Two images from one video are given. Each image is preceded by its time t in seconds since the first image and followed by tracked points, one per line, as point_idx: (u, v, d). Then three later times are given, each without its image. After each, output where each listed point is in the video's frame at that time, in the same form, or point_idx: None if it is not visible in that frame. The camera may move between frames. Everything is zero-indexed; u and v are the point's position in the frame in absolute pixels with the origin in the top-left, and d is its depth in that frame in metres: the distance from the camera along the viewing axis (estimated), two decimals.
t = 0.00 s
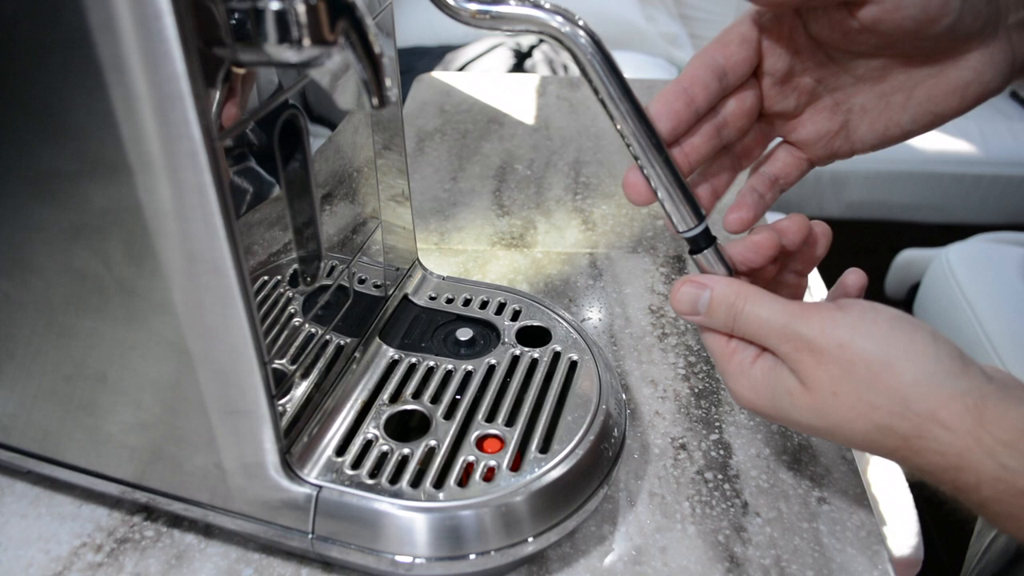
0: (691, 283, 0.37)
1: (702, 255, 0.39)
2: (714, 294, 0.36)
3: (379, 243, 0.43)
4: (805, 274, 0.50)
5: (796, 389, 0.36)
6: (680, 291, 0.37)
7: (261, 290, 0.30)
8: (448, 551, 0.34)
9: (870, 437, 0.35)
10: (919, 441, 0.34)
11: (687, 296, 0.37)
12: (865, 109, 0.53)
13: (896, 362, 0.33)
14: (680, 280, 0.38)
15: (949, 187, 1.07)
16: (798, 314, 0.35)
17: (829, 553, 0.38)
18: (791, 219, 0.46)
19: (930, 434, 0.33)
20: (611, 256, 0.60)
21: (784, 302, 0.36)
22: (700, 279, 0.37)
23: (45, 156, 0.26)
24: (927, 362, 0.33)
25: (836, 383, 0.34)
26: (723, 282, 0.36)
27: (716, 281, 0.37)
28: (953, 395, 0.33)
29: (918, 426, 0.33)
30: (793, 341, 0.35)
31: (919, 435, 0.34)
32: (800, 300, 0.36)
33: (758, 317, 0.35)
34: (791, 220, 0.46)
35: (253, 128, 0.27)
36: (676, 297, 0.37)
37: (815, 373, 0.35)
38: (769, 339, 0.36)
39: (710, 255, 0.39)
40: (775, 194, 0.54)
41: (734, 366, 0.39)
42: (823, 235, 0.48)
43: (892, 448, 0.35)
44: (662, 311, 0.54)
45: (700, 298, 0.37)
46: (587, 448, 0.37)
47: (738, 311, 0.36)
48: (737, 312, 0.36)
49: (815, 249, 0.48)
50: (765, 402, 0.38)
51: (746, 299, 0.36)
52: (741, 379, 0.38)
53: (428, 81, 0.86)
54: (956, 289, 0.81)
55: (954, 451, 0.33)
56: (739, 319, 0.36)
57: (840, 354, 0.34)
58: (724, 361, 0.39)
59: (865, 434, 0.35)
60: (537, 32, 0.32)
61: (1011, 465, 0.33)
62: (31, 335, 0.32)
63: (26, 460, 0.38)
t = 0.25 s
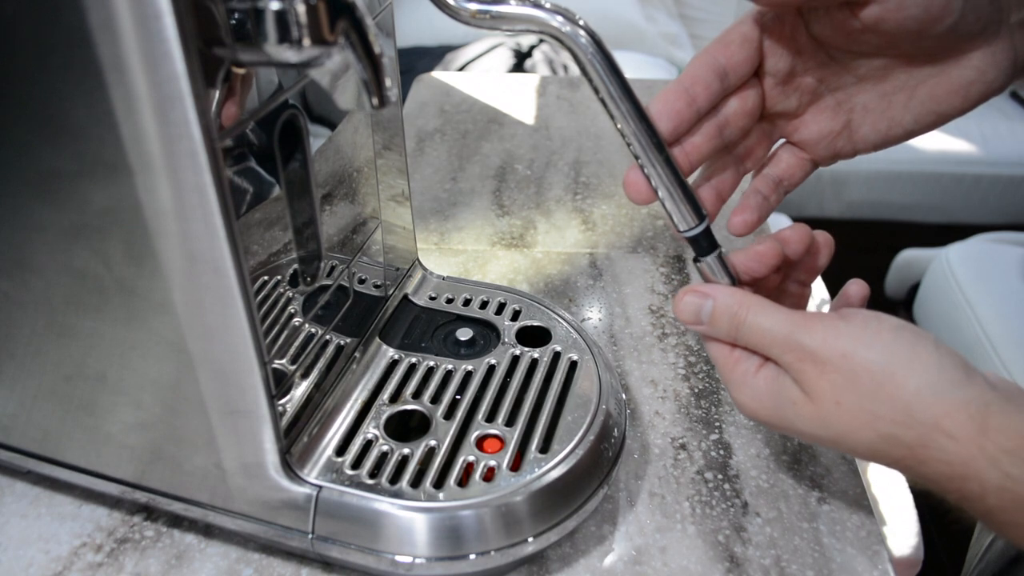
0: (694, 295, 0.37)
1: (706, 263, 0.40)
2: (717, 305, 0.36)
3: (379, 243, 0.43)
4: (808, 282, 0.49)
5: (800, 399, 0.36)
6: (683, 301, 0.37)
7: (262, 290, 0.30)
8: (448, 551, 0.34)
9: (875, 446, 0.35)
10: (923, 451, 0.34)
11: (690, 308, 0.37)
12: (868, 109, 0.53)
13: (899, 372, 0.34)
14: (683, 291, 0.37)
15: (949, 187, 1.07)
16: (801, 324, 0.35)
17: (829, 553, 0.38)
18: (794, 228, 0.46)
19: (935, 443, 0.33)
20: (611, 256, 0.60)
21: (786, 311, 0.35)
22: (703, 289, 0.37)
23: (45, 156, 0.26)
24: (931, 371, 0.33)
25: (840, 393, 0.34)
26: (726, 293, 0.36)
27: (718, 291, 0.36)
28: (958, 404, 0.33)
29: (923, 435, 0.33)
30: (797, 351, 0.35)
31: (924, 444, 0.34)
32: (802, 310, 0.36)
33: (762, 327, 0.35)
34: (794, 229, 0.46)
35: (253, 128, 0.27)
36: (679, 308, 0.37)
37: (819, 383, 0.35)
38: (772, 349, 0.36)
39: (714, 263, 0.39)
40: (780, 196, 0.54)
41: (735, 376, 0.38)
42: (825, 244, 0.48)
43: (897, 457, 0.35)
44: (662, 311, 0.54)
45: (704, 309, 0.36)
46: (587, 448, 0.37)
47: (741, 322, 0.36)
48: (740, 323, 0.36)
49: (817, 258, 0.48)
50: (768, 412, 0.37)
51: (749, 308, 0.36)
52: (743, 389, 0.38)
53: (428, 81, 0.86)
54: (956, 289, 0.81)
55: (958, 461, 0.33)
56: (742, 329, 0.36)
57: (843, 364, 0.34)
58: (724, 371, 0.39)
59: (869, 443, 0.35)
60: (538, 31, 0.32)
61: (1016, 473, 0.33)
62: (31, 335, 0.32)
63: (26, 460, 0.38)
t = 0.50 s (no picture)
0: (697, 310, 0.37)
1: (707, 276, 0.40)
2: (720, 320, 0.36)
3: (379, 243, 0.43)
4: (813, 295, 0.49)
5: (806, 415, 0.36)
6: (687, 316, 0.37)
7: (261, 290, 0.30)
8: (448, 551, 0.34)
9: (880, 463, 0.35)
10: (929, 467, 0.34)
11: (693, 323, 0.37)
12: (868, 109, 0.53)
13: (904, 389, 0.33)
14: (687, 305, 0.38)
15: (949, 188, 1.07)
16: (804, 340, 0.35)
17: (829, 553, 0.38)
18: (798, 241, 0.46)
19: (940, 459, 0.33)
20: (611, 256, 0.60)
21: (790, 327, 0.36)
22: (706, 304, 0.37)
23: (45, 156, 0.26)
24: (938, 389, 0.33)
25: (845, 409, 0.34)
26: (730, 308, 0.36)
27: (722, 307, 0.37)
28: (965, 422, 0.33)
29: (928, 452, 0.33)
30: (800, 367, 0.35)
31: (930, 461, 0.34)
32: (807, 326, 0.36)
33: (765, 343, 0.36)
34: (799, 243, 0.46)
35: (252, 128, 0.27)
36: (683, 322, 0.37)
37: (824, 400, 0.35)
38: (776, 365, 0.36)
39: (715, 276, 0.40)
40: (779, 195, 0.54)
41: (741, 391, 0.39)
42: (828, 258, 0.48)
43: (904, 474, 0.35)
44: (662, 311, 0.54)
45: (707, 324, 0.37)
46: (587, 448, 0.37)
47: (745, 337, 0.36)
48: (743, 338, 0.36)
49: (822, 272, 0.47)
50: (773, 427, 0.38)
51: (753, 324, 0.36)
52: (749, 404, 0.38)
53: (428, 81, 0.86)
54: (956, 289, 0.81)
55: (965, 478, 0.33)
56: (745, 344, 0.36)
57: (849, 381, 0.34)
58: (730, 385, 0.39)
59: (876, 459, 0.35)
60: (538, 31, 0.32)
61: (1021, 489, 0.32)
62: (31, 334, 0.32)
63: (26, 460, 0.38)
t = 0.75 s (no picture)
0: (708, 324, 0.37)
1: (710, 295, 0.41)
2: (733, 335, 0.36)
3: (379, 243, 0.43)
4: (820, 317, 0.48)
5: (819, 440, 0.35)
6: (699, 330, 0.37)
7: (262, 290, 0.30)
8: (448, 551, 0.34)
9: (896, 491, 0.34)
10: (944, 495, 0.33)
11: (703, 337, 0.37)
12: (868, 109, 0.53)
13: (918, 415, 0.33)
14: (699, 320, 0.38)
15: (949, 188, 1.07)
16: (817, 361, 0.35)
17: (829, 553, 0.38)
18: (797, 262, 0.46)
19: (956, 488, 0.33)
20: (611, 256, 0.60)
21: (803, 347, 0.36)
22: (718, 319, 0.37)
23: (46, 156, 0.26)
24: (951, 414, 0.33)
25: (858, 434, 0.34)
26: (743, 325, 0.37)
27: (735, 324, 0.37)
28: (979, 447, 0.32)
29: (944, 480, 0.33)
30: (812, 389, 0.35)
31: (946, 489, 0.33)
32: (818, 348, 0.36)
33: (777, 361, 0.35)
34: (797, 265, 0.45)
35: (252, 128, 0.27)
36: (695, 336, 0.38)
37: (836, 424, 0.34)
38: (787, 386, 0.36)
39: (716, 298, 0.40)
40: (779, 196, 0.54)
41: (755, 418, 0.38)
42: (831, 278, 0.47)
43: (919, 503, 0.35)
44: (662, 311, 0.54)
45: (718, 337, 0.37)
46: (587, 448, 0.37)
47: (756, 354, 0.36)
48: (755, 356, 0.36)
49: (825, 294, 0.47)
50: (787, 455, 0.37)
51: (764, 341, 0.36)
52: (762, 431, 0.38)
53: (428, 81, 0.86)
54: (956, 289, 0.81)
55: (984, 507, 0.32)
56: (757, 363, 0.36)
57: (862, 405, 0.34)
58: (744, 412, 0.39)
59: (891, 487, 0.34)
60: (538, 31, 0.32)
61: None
62: (31, 334, 0.32)
63: (27, 460, 0.38)
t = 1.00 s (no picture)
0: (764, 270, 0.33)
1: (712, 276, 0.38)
2: (782, 299, 0.33)
3: (379, 243, 0.43)
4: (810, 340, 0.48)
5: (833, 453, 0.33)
6: (746, 281, 0.33)
7: (262, 290, 0.30)
8: (448, 551, 0.34)
9: (905, 511, 0.34)
10: (954, 519, 0.33)
11: (755, 283, 0.33)
12: (868, 109, 0.53)
13: (940, 435, 0.31)
14: (752, 266, 0.34)
15: (949, 188, 1.07)
16: (857, 359, 0.32)
17: (829, 553, 0.38)
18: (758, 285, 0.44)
19: (967, 514, 0.33)
20: (611, 256, 0.60)
21: (846, 339, 0.32)
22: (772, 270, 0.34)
23: (46, 156, 0.26)
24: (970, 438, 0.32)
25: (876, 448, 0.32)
26: (797, 292, 0.33)
27: (788, 287, 0.33)
28: (993, 475, 0.32)
29: (956, 506, 0.33)
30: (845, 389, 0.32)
31: (957, 513, 0.33)
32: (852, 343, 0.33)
33: (814, 349, 0.32)
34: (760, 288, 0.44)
35: (252, 128, 0.27)
36: (744, 281, 0.33)
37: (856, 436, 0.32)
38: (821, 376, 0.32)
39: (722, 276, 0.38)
40: (780, 195, 0.54)
41: (756, 437, 0.36)
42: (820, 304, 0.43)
43: (927, 525, 0.35)
44: (662, 311, 0.54)
45: (766, 294, 0.33)
46: (587, 448, 0.37)
47: (795, 332, 0.32)
48: (795, 334, 0.33)
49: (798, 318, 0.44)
50: (792, 477, 0.35)
51: (808, 320, 0.32)
52: (766, 448, 0.35)
53: (429, 81, 0.86)
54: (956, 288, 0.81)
55: (992, 533, 0.33)
56: (795, 343, 0.33)
57: (888, 418, 0.31)
58: (741, 430, 0.37)
59: (899, 506, 0.33)
60: (538, 32, 0.32)
61: None
62: (31, 334, 0.32)
63: (27, 460, 0.38)
